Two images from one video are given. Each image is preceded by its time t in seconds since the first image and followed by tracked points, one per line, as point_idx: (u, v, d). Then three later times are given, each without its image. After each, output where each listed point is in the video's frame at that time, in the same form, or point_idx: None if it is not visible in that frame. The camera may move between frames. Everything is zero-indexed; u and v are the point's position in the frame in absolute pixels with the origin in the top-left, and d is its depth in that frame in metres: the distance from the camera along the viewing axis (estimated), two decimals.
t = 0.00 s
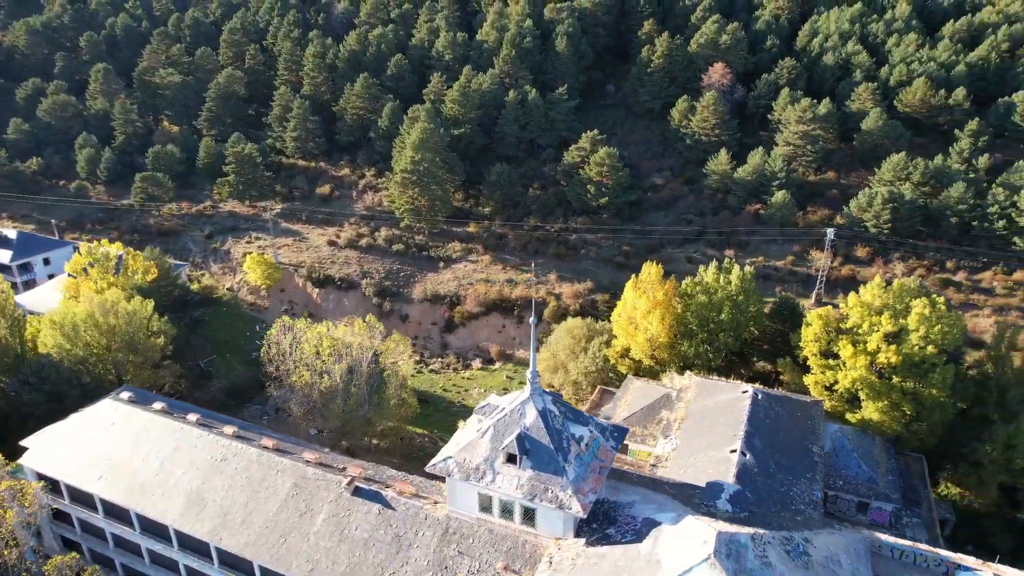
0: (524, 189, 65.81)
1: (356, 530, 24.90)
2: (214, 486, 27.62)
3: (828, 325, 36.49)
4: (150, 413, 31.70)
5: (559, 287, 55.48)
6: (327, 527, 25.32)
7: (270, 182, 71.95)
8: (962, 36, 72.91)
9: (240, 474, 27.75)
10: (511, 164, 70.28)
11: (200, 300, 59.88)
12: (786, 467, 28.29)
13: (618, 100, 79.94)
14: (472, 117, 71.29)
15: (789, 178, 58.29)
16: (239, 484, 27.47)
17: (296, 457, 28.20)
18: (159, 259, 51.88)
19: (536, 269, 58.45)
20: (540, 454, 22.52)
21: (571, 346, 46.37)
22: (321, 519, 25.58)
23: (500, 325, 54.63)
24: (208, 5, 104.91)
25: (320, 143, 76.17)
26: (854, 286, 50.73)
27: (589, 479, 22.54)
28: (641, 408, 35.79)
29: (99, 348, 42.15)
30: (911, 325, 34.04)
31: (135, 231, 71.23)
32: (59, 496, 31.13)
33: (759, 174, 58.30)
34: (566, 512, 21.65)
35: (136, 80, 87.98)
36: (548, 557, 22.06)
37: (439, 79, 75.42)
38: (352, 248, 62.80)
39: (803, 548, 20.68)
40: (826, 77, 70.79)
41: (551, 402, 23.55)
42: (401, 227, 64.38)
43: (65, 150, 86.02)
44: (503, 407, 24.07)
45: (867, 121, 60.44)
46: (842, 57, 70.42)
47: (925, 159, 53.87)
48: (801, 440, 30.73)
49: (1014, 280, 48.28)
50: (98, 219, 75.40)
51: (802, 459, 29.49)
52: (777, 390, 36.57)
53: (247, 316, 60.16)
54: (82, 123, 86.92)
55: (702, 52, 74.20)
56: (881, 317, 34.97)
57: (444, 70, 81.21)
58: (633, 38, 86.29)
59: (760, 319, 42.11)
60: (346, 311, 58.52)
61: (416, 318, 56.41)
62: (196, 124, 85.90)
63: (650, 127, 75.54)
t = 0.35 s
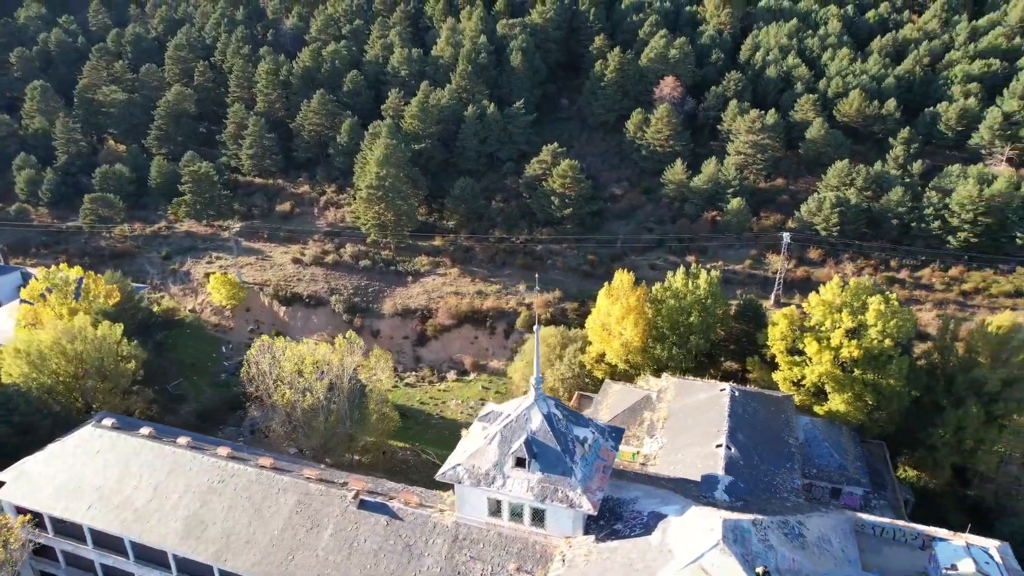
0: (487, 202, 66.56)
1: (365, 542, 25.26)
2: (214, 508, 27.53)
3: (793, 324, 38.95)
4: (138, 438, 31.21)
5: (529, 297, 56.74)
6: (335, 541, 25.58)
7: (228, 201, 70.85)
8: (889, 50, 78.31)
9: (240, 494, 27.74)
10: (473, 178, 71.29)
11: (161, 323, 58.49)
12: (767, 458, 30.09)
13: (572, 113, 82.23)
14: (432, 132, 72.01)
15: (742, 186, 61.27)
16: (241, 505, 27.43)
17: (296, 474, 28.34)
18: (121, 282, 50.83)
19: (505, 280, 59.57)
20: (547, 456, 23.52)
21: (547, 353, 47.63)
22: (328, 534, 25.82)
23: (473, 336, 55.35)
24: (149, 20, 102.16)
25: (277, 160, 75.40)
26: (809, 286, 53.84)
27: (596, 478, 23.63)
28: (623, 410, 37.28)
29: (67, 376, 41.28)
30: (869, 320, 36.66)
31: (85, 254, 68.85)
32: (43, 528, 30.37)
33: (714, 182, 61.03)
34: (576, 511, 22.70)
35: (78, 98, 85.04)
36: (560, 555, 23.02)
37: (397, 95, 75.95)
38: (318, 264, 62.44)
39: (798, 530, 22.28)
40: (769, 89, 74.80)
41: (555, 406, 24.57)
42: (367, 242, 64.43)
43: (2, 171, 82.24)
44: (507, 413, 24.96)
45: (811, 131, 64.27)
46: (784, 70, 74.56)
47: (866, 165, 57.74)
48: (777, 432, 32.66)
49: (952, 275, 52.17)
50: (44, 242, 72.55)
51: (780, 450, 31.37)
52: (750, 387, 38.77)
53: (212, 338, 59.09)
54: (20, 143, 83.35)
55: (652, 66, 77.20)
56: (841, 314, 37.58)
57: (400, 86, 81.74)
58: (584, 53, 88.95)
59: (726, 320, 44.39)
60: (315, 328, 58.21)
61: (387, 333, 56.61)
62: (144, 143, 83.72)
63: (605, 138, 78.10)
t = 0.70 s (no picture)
0: (450, 215, 67.05)
1: (375, 556, 25.35)
2: (214, 532, 27.14)
3: (761, 324, 41.22)
4: (123, 466, 30.43)
5: (500, 308, 57.56)
6: (344, 557, 25.58)
7: (182, 220, 69.05)
8: (824, 62, 83.07)
9: (240, 516, 27.45)
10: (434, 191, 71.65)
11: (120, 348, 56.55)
12: (750, 453, 31.73)
13: (528, 126, 83.83)
14: (391, 146, 72.04)
15: (698, 194, 63.80)
16: (242, 527, 27.13)
17: (296, 493, 28.22)
18: (80, 307, 49.13)
19: (473, 292, 60.25)
20: (555, 460, 24.31)
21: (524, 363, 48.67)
22: (336, 550, 25.81)
23: (446, 348, 55.64)
24: (83, 34, 98.18)
25: (232, 177, 73.95)
26: (766, 288, 56.64)
27: (602, 479, 24.57)
28: (605, 413, 38.50)
29: (31, 407, 39.65)
30: (832, 318, 39.25)
31: (29, 279, 65.72)
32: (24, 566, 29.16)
33: (671, 191, 63.33)
34: (587, 511, 23.57)
35: (11, 115, 81.06)
36: (572, 556, 23.78)
37: (354, 109, 75.86)
38: (283, 282, 61.57)
39: (793, 516, 23.76)
40: (716, 100, 78.22)
41: (558, 412, 25.41)
42: (332, 258, 63.96)
43: None
44: (512, 421, 25.65)
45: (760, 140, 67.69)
46: (729, 82, 78.20)
47: (811, 172, 61.40)
48: (755, 428, 34.42)
49: (897, 273, 55.83)
50: None
51: (759, 444, 33.14)
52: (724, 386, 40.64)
53: (175, 362, 57.56)
54: None
55: (605, 79, 79.51)
56: (806, 314, 40.02)
57: (356, 100, 81.54)
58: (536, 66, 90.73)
59: (695, 323, 46.31)
60: (283, 347, 57.43)
61: (358, 348, 56.34)
62: (87, 162, 80.57)
63: (562, 150, 79.93)
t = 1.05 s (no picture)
0: (412, 227, 67.03)
1: (384, 570, 25.30)
2: (213, 558, 26.55)
3: (731, 325, 43.15)
4: (108, 496, 29.37)
5: (469, 319, 57.93)
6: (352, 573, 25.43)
7: (133, 240, 66.59)
8: (764, 73, 87.18)
9: (240, 540, 26.93)
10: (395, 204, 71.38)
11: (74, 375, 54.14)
12: (732, 449, 33.21)
13: (483, 137, 84.62)
14: (349, 160, 71.43)
15: (655, 202, 65.84)
16: (243, 550, 26.62)
17: (296, 513, 27.87)
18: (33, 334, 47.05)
19: (441, 303, 60.50)
20: (563, 464, 24.95)
21: (500, 372, 49.19)
22: (344, 567, 25.64)
23: (417, 361, 55.58)
24: (6, 46, 93.13)
25: (183, 194, 71.75)
26: (726, 290, 59.08)
27: (607, 480, 25.35)
28: (588, 418, 39.45)
29: None
30: (797, 317, 41.48)
31: None
32: None
33: (630, 199, 65.25)
34: (596, 511, 24.34)
35: None
36: (582, 557, 24.41)
37: (309, 123, 74.97)
38: (244, 300, 60.23)
39: (790, 505, 25.21)
40: (666, 110, 80.96)
41: (561, 417, 26.07)
42: (294, 275, 62.97)
43: None
44: (516, 428, 26.13)
45: (710, 148, 70.60)
46: (678, 93, 81.16)
47: (761, 178, 64.49)
48: (733, 425, 35.99)
49: (846, 271, 59.24)
50: None
51: (740, 440, 34.70)
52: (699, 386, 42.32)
53: (134, 387, 55.50)
54: None
55: (558, 91, 81.22)
56: (773, 313, 42.13)
57: (309, 114, 80.58)
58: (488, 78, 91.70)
59: (666, 327, 47.83)
60: (249, 367, 56.21)
61: (327, 365, 55.71)
62: (21, 180, 76.57)
63: (519, 160, 81.03)
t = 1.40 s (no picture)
0: (372, 239, 66.24)
1: None
2: None
3: (701, 326, 44.75)
4: (87, 531, 27.91)
5: (437, 330, 57.73)
6: None
7: (75, 260, 63.22)
8: (708, 82, 90.43)
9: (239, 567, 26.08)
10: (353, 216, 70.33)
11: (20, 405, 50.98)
12: (717, 446, 34.31)
13: (437, 147, 84.46)
14: (304, 172, 69.98)
15: (614, 208, 67.21)
16: None
17: (293, 535, 27.26)
18: None
19: (407, 315, 60.14)
20: (569, 469, 25.27)
21: (474, 381, 49.11)
22: None
23: (387, 374, 54.94)
24: None
25: (127, 211, 68.64)
26: (687, 294, 61.03)
27: (612, 483, 25.81)
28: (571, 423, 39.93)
29: None
30: (764, 316, 43.32)
31: None
32: None
33: (589, 206, 66.46)
34: (604, 514, 24.73)
35: None
36: (592, 559, 24.72)
37: (259, 134, 73.15)
38: (201, 319, 58.24)
39: (785, 497, 26.32)
40: (617, 119, 82.89)
41: (563, 423, 26.40)
42: (253, 292, 61.30)
43: None
44: (519, 436, 26.29)
45: (662, 155, 72.78)
46: (627, 102, 83.24)
47: (714, 183, 66.88)
48: (713, 423, 37.15)
49: (798, 271, 62.17)
50: None
51: (722, 438, 35.84)
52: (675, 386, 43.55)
53: (85, 415, 52.70)
54: None
55: (511, 100, 81.99)
56: (741, 313, 43.91)
57: (258, 127, 78.62)
58: (438, 88, 91.57)
59: (637, 331, 48.90)
60: (210, 388, 54.34)
61: (294, 382, 54.52)
62: None
63: (475, 169, 81.25)
